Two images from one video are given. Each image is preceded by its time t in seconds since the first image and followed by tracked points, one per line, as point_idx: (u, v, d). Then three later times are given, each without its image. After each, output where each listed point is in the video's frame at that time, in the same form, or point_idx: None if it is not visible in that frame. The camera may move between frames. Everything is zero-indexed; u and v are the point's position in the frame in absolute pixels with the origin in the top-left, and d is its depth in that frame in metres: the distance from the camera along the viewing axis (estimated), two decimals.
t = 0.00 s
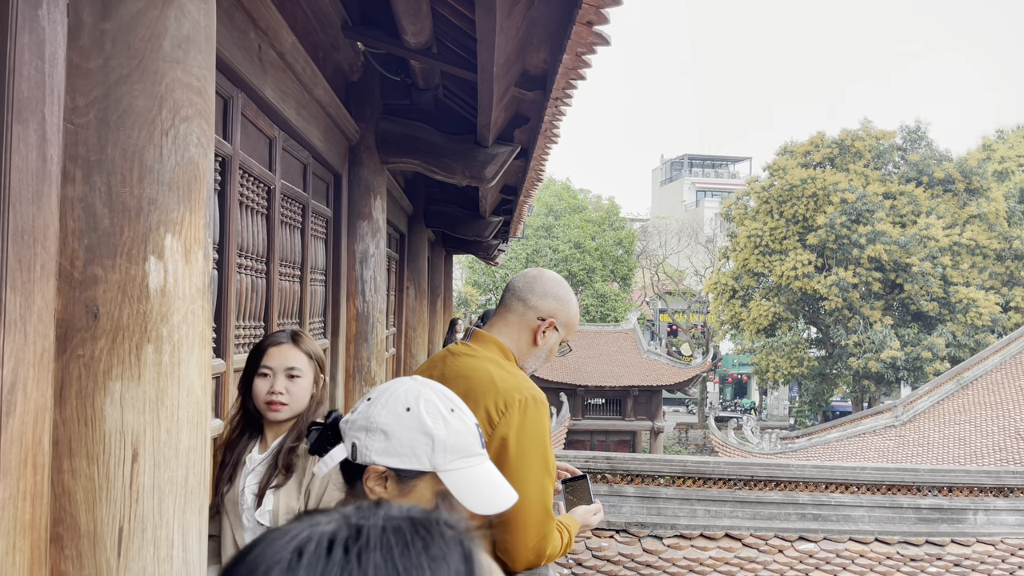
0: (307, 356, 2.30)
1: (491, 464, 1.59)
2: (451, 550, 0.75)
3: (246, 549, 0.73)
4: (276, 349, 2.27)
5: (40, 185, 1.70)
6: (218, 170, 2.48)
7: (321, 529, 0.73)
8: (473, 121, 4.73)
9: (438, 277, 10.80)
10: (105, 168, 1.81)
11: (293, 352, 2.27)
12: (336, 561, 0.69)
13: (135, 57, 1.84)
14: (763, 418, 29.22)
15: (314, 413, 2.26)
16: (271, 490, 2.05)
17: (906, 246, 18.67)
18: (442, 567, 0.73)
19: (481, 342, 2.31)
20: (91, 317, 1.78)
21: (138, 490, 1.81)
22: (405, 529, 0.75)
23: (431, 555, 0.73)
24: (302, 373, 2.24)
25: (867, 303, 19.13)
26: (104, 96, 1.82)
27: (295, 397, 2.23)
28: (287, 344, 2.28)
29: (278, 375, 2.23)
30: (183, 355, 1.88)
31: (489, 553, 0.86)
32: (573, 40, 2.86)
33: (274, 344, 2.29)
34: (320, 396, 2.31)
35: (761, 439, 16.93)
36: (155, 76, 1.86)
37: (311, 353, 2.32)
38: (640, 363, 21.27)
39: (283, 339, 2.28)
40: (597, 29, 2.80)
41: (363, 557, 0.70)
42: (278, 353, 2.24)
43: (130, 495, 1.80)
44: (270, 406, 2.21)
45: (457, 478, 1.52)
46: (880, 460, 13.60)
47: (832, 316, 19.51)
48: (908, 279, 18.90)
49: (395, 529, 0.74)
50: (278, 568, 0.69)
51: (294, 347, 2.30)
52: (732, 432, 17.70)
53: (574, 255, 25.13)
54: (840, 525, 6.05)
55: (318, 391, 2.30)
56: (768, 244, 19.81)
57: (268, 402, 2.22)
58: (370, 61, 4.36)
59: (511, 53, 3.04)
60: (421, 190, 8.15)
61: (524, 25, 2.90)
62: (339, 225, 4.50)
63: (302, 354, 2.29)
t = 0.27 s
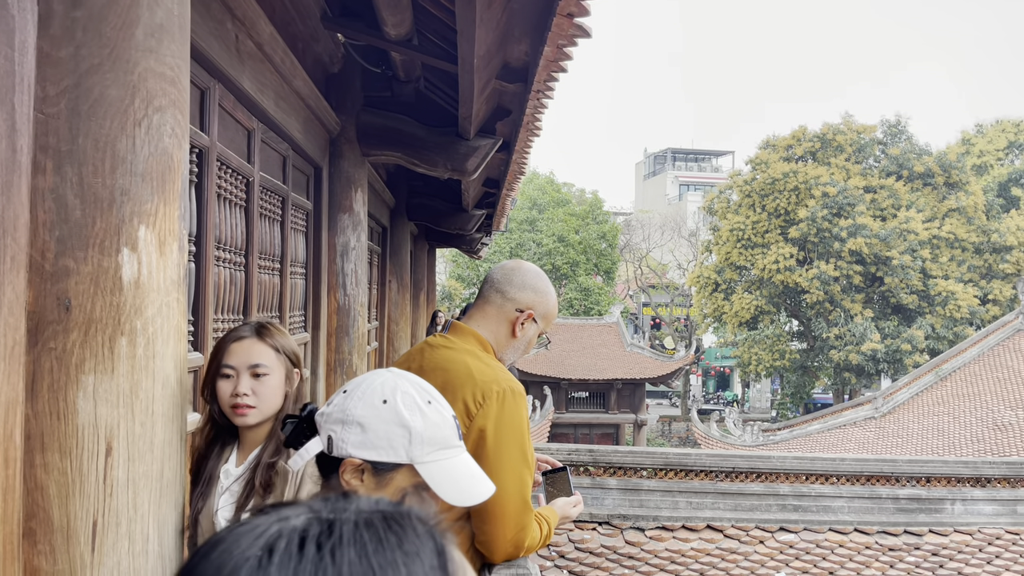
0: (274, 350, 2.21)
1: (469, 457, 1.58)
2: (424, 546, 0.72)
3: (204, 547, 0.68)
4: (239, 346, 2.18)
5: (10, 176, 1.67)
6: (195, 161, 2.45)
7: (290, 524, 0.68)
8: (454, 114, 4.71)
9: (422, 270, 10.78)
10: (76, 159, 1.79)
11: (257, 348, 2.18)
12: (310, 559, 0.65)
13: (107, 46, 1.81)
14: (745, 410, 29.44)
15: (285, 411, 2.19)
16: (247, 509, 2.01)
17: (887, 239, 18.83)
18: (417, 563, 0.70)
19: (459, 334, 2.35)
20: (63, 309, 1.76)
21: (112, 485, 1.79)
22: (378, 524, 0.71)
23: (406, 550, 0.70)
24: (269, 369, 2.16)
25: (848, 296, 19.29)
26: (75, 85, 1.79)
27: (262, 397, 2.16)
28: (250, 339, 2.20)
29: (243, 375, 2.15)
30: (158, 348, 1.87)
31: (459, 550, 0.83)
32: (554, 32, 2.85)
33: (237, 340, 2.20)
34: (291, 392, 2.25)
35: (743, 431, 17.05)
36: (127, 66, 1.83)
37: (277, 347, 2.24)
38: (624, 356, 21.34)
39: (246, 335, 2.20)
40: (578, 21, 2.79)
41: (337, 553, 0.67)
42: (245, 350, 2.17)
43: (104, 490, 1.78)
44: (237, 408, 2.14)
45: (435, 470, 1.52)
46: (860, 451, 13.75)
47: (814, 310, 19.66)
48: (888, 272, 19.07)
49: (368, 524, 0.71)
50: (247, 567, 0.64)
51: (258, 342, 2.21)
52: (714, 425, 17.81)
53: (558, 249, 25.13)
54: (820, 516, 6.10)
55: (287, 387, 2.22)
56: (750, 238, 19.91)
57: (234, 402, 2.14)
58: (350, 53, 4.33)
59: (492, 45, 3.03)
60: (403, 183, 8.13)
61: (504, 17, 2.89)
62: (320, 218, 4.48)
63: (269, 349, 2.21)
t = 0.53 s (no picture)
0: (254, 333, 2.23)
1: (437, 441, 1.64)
2: (385, 538, 0.71)
3: (161, 543, 0.68)
4: (218, 328, 2.20)
5: None
6: (171, 154, 2.43)
7: (249, 519, 0.68)
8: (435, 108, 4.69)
9: (403, 264, 10.74)
10: (46, 151, 1.76)
11: (236, 330, 2.20)
12: (270, 553, 0.65)
13: (77, 37, 1.79)
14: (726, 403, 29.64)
15: (264, 396, 2.20)
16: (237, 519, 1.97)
17: (867, 234, 18.97)
18: (378, 556, 0.70)
19: (435, 328, 2.38)
20: (33, 304, 1.74)
21: (84, 480, 1.77)
22: (337, 516, 0.71)
23: (367, 543, 0.70)
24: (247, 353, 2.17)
25: (828, 290, 19.45)
26: (44, 77, 1.77)
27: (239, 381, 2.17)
28: (230, 322, 2.22)
29: (221, 358, 2.17)
30: (131, 342, 1.85)
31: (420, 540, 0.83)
32: (533, 26, 2.84)
33: (217, 323, 2.22)
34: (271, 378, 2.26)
35: (724, 424, 17.16)
36: (98, 57, 1.81)
37: (259, 331, 2.25)
38: (607, 350, 21.40)
39: (226, 318, 2.21)
40: (557, 15, 2.79)
41: (297, 548, 0.66)
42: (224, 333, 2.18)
43: (76, 486, 1.77)
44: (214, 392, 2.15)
45: (405, 459, 1.58)
46: (839, 444, 13.88)
47: (794, 303, 19.81)
48: (868, 266, 19.24)
49: (328, 518, 0.70)
50: (205, 564, 0.64)
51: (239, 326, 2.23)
52: (696, 418, 17.92)
53: (541, 243, 25.13)
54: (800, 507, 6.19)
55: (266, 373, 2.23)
56: (732, 232, 20.01)
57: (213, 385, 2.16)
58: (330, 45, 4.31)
59: (471, 39, 3.01)
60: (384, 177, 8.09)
61: (483, 10, 2.88)
62: (300, 212, 4.45)
63: (250, 332, 2.22)
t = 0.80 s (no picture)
0: (220, 329, 2.13)
1: (404, 432, 1.68)
2: (336, 527, 0.74)
3: (108, 539, 0.68)
4: (182, 325, 2.11)
5: None
6: (143, 147, 2.40)
7: (198, 513, 0.70)
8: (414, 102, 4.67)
9: (384, 259, 10.70)
10: (13, 144, 1.74)
11: (200, 326, 2.10)
12: (221, 546, 0.67)
13: (45, 28, 1.76)
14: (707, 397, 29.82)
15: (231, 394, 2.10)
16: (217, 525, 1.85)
17: (846, 228, 19.11)
18: (331, 545, 0.72)
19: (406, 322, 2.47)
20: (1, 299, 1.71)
21: (53, 476, 1.76)
22: (289, 507, 0.73)
23: (319, 533, 0.72)
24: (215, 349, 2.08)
25: (808, 285, 19.59)
26: (11, 68, 1.74)
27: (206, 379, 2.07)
28: (194, 319, 2.12)
29: (186, 355, 2.07)
30: (101, 337, 1.83)
31: (371, 528, 0.86)
32: (511, 20, 2.83)
33: (180, 320, 2.13)
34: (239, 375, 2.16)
35: (705, 417, 17.25)
36: (66, 48, 1.78)
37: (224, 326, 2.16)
38: (588, 344, 21.44)
39: (190, 313, 2.12)
40: (535, 9, 2.78)
41: (249, 539, 0.68)
42: (188, 330, 2.10)
43: (45, 482, 1.75)
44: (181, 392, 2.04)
45: (374, 449, 1.62)
46: (819, 436, 13.99)
47: (775, 298, 19.94)
48: (846, 261, 19.38)
49: (279, 509, 0.72)
50: (154, 560, 0.65)
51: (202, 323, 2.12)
52: (678, 411, 18.01)
53: (523, 238, 25.10)
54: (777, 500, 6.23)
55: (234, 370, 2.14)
56: (713, 227, 20.10)
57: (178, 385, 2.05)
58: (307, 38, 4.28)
59: (449, 33, 3.00)
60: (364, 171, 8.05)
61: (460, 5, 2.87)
62: (277, 207, 4.42)
63: (215, 327, 2.13)
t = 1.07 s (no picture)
0: (159, 341, 1.82)
1: (377, 427, 1.67)
2: (295, 518, 0.74)
3: (60, 537, 0.68)
4: (114, 335, 1.77)
5: None
6: (116, 141, 2.37)
7: (152, 509, 0.69)
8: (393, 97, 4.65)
9: (363, 254, 10.64)
10: None
11: (136, 338, 1.78)
12: (176, 542, 0.66)
13: (12, 19, 1.73)
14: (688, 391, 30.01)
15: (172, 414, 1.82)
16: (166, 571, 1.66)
17: (825, 224, 19.26)
18: (289, 536, 0.72)
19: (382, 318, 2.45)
20: None
21: (22, 473, 1.75)
22: (246, 501, 0.73)
23: (277, 525, 0.72)
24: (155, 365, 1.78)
25: (787, 280, 19.74)
26: None
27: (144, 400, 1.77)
28: (128, 328, 1.79)
29: (119, 372, 1.76)
30: (70, 332, 1.80)
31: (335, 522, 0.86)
32: (489, 15, 2.82)
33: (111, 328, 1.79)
34: (181, 390, 1.86)
35: (685, 412, 17.35)
36: (34, 40, 1.75)
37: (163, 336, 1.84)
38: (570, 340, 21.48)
39: (123, 323, 1.79)
40: (513, 4, 2.77)
41: (205, 534, 0.68)
42: (120, 341, 1.77)
43: (13, 479, 1.74)
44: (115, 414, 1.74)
45: (347, 444, 1.61)
46: (798, 430, 14.13)
47: (754, 293, 20.07)
48: (825, 256, 19.54)
49: (236, 502, 0.72)
50: (107, 558, 0.64)
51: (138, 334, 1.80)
52: (659, 406, 18.10)
53: (504, 233, 25.07)
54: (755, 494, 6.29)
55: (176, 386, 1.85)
56: (694, 223, 20.20)
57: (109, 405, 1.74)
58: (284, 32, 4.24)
59: (427, 27, 2.99)
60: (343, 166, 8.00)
61: None
62: (254, 202, 4.41)
63: (153, 339, 1.81)
